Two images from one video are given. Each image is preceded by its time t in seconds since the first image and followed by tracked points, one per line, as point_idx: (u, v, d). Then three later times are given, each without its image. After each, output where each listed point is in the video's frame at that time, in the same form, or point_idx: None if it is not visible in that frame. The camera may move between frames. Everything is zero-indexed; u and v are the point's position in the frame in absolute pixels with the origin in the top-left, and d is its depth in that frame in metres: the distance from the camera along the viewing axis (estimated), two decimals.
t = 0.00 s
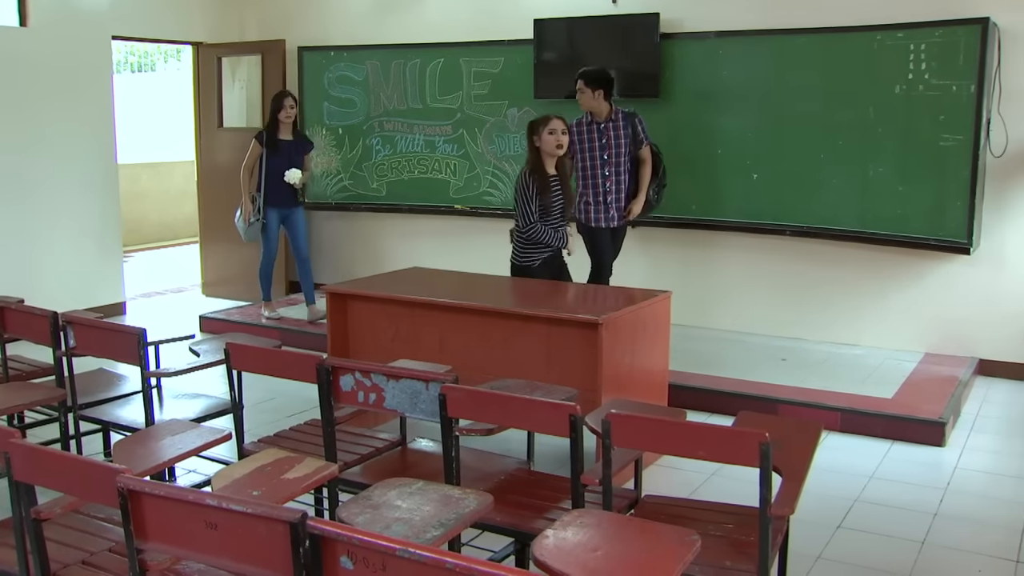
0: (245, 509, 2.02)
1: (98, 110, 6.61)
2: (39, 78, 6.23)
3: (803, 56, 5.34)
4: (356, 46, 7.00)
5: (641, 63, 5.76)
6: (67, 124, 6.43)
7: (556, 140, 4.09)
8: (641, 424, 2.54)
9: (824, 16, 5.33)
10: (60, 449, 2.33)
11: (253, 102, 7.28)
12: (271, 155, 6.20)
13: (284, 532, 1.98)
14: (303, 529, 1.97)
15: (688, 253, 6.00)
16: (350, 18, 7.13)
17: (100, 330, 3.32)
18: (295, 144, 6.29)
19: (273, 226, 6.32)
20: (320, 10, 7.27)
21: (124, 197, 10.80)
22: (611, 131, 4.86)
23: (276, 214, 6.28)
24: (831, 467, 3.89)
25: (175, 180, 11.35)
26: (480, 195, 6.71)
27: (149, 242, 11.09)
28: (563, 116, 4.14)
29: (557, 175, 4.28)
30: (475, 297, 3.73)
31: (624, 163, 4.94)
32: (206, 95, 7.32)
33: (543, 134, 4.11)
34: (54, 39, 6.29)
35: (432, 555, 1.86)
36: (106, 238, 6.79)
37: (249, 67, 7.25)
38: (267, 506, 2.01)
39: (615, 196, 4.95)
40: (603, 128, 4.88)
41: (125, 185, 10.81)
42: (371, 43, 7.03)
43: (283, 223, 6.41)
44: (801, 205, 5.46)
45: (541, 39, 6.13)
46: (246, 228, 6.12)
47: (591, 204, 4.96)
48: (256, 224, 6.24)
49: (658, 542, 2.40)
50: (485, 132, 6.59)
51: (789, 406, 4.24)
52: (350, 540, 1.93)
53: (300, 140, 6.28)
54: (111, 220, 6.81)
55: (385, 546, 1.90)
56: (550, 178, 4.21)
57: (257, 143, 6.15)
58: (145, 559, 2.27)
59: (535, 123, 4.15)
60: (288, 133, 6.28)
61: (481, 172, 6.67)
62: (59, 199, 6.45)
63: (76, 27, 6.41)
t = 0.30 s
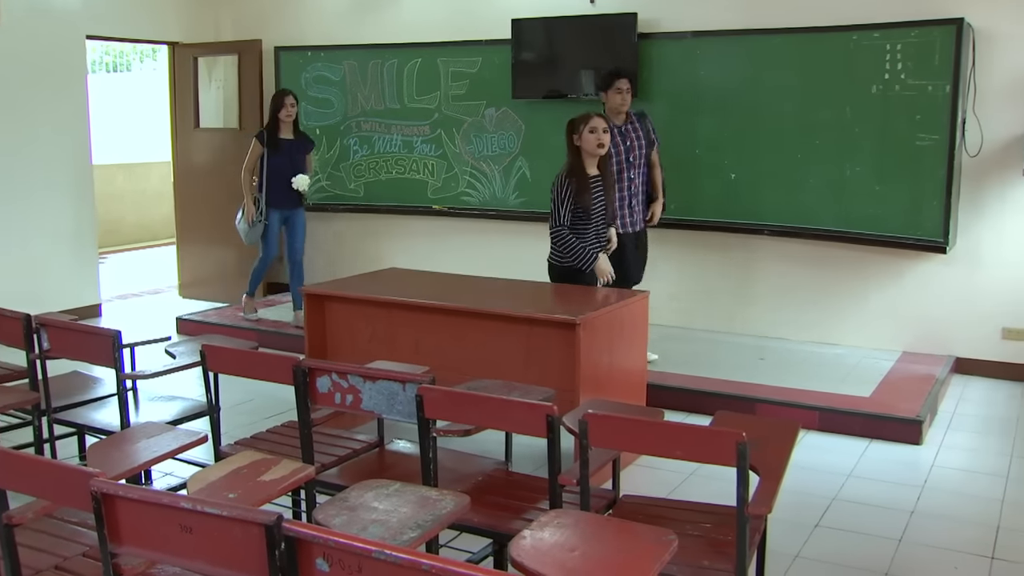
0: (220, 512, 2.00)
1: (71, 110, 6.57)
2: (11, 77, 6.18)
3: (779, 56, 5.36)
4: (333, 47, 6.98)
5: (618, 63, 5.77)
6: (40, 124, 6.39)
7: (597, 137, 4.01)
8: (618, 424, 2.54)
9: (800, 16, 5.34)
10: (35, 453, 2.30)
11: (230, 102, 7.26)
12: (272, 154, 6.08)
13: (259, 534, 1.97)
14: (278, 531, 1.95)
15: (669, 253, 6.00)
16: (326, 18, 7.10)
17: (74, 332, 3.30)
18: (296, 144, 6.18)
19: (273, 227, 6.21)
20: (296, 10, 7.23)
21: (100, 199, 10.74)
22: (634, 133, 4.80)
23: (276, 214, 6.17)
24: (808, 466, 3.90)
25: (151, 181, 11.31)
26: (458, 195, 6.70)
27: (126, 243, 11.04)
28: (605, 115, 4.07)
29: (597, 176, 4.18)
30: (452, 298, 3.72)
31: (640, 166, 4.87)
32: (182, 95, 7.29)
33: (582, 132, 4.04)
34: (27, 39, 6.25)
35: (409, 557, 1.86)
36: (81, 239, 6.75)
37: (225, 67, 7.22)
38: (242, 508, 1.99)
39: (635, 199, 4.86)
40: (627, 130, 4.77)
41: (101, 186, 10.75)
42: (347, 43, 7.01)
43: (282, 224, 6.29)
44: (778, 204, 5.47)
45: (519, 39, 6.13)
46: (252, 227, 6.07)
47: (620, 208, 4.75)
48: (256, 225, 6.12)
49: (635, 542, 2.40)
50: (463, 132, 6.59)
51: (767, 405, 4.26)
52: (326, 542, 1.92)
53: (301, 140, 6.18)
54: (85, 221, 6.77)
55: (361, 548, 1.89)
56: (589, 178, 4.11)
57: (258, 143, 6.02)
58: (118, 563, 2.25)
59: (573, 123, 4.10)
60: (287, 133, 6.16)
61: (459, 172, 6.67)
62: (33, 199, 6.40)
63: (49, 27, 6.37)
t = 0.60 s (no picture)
0: (186, 516, 1.96)
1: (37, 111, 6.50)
2: None
3: (747, 56, 5.39)
4: (302, 47, 6.95)
5: (587, 63, 5.77)
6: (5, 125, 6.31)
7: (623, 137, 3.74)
8: (587, 425, 2.52)
9: (769, 15, 5.37)
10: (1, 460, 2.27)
11: (198, 103, 7.22)
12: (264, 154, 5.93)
13: (226, 539, 1.93)
14: (245, 535, 1.92)
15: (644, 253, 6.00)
16: (294, 18, 7.07)
17: (38, 336, 3.26)
18: (286, 142, 6.04)
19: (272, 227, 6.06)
20: (265, 10, 7.19)
21: (66, 200, 10.64)
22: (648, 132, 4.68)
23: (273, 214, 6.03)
24: (777, 465, 3.91)
25: (118, 182, 11.23)
26: (427, 196, 6.70)
27: (92, 245, 10.94)
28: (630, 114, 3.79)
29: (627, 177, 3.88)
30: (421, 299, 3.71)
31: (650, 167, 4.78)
32: (149, 96, 7.26)
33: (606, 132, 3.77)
34: None
35: (377, 560, 1.84)
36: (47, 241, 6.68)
37: (193, 67, 7.18)
38: (208, 512, 1.95)
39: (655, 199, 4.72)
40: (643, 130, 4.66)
41: (67, 188, 10.66)
42: (315, 43, 6.98)
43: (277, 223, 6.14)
44: (748, 204, 5.49)
45: (489, 40, 6.12)
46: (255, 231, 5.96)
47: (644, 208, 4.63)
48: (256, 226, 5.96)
49: (605, 543, 2.39)
50: (433, 133, 6.58)
51: (737, 404, 4.27)
52: (293, 546, 1.89)
53: (292, 138, 6.05)
54: (51, 222, 6.70)
55: (328, 551, 1.86)
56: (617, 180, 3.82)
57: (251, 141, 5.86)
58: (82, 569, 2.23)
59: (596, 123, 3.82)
60: (278, 131, 6.03)
61: (429, 173, 6.65)
62: None
63: (13, 27, 6.30)
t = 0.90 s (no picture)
0: (148, 521, 1.92)
1: None
2: None
3: (712, 57, 5.41)
4: (268, 48, 6.92)
5: (554, 64, 5.80)
6: None
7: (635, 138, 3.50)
8: (554, 426, 2.51)
9: (734, 16, 5.41)
10: None
11: (162, 104, 7.16)
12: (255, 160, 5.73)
13: (189, 543, 1.89)
14: (208, 539, 1.88)
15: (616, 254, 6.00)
16: (259, 19, 7.03)
17: None
18: (276, 147, 5.83)
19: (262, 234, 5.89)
20: (229, 10, 7.14)
21: (28, 204, 10.54)
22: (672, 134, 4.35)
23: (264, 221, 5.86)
24: (744, 464, 3.94)
25: (82, 185, 11.15)
26: (394, 198, 6.70)
27: (55, 249, 10.85)
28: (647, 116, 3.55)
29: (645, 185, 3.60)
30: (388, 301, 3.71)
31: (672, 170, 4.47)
32: (112, 98, 7.22)
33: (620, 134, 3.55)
34: None
35: (342, 562, 1.81)
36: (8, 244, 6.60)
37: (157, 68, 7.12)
38: (170, 517, 1.91)
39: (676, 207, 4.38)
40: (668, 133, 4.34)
41: (29, 190, 10.56)
42: (280, 44, 6.94)
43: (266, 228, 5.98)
44: (715, 204, 5.52)
45: (456, 41, 6.12)
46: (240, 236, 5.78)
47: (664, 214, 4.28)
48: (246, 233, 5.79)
49: (571, 544, 2.38)
50: (400, 134, 6.57)
51: (704, 404, 4.28)
52: (256, 549, 1.85)
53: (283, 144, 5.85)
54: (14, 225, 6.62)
55: (292, 554, 1.83)
56: (631, 184, 3.56)
57: (241, 148, 5.65)
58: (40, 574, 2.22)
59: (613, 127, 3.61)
60: (269, 136, 5.81)
61: (395, 174, 6.65)
62: None
63: None
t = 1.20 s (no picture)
0: (109, 526, 1.85)
1: None
2: None
3: (677, 59, 5.44)
4: (233, 48, 6.88)
5: (522, 66, 5.80)
6: None
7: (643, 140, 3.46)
8: (522, 427, 2.50)
9: (699, 18, 5.44)
10: None
11: (127, 105, 7.09)
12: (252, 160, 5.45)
13: (151, 549, 1.82)
14: (170, 544, 1.81)
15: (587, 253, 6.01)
16: (224, 20, 6.98)
17: None
18: (275, 148, 5.55)
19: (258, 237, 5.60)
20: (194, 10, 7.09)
21: None
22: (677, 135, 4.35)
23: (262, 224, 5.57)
24: (711, 463, 3.96)
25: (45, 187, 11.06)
26: (360, 199, 6.67)
27: (18, 252, 10.75)
28: (655, 114, 3.51)
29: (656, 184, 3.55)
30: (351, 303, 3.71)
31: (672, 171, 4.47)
32: (76, 100, 7.15)
33: (628, 133, 3.51)
34: None
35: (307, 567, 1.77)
36: None
37: (121, 70, 7.06)
38: (131, 522, 1.84)
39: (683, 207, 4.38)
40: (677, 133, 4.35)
41: None
42: (244, 45, 6.90)
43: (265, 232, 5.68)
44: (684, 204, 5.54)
45: (422, 41, 6.11)
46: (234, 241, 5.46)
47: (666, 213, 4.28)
48: (240, 235, 5.51)
49: (537, 545, 2.37)
50: (366, 135, 6.55)
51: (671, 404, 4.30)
52: (218, 553, 1.81)
53: (282, 145, 5.57)
54: None
55: (255, 558, 1.79)
56: (638, 184, 3.52)
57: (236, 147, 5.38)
58: None
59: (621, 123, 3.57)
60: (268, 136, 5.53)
61: (362, 176, 6.63)
62: None
63: None
